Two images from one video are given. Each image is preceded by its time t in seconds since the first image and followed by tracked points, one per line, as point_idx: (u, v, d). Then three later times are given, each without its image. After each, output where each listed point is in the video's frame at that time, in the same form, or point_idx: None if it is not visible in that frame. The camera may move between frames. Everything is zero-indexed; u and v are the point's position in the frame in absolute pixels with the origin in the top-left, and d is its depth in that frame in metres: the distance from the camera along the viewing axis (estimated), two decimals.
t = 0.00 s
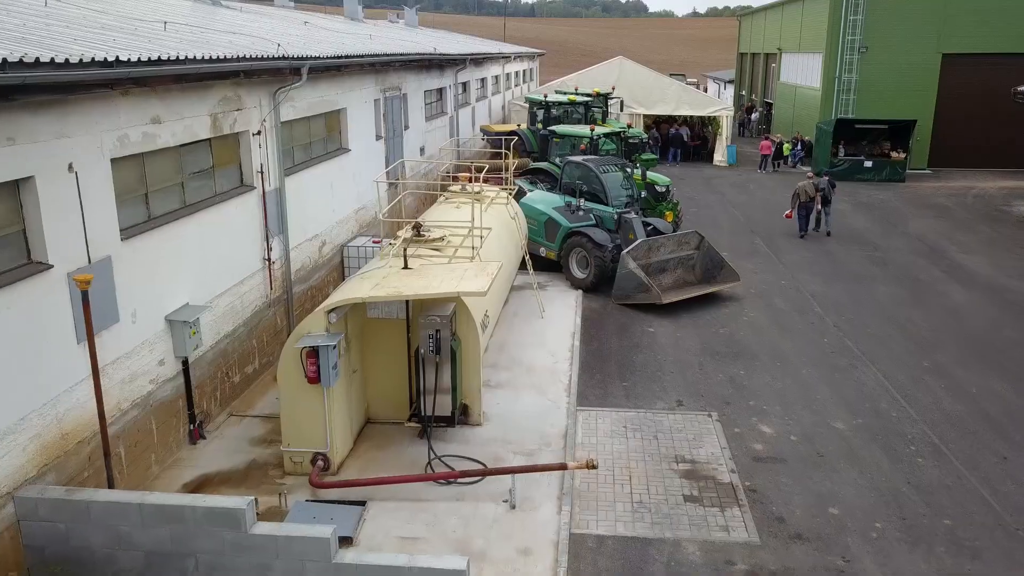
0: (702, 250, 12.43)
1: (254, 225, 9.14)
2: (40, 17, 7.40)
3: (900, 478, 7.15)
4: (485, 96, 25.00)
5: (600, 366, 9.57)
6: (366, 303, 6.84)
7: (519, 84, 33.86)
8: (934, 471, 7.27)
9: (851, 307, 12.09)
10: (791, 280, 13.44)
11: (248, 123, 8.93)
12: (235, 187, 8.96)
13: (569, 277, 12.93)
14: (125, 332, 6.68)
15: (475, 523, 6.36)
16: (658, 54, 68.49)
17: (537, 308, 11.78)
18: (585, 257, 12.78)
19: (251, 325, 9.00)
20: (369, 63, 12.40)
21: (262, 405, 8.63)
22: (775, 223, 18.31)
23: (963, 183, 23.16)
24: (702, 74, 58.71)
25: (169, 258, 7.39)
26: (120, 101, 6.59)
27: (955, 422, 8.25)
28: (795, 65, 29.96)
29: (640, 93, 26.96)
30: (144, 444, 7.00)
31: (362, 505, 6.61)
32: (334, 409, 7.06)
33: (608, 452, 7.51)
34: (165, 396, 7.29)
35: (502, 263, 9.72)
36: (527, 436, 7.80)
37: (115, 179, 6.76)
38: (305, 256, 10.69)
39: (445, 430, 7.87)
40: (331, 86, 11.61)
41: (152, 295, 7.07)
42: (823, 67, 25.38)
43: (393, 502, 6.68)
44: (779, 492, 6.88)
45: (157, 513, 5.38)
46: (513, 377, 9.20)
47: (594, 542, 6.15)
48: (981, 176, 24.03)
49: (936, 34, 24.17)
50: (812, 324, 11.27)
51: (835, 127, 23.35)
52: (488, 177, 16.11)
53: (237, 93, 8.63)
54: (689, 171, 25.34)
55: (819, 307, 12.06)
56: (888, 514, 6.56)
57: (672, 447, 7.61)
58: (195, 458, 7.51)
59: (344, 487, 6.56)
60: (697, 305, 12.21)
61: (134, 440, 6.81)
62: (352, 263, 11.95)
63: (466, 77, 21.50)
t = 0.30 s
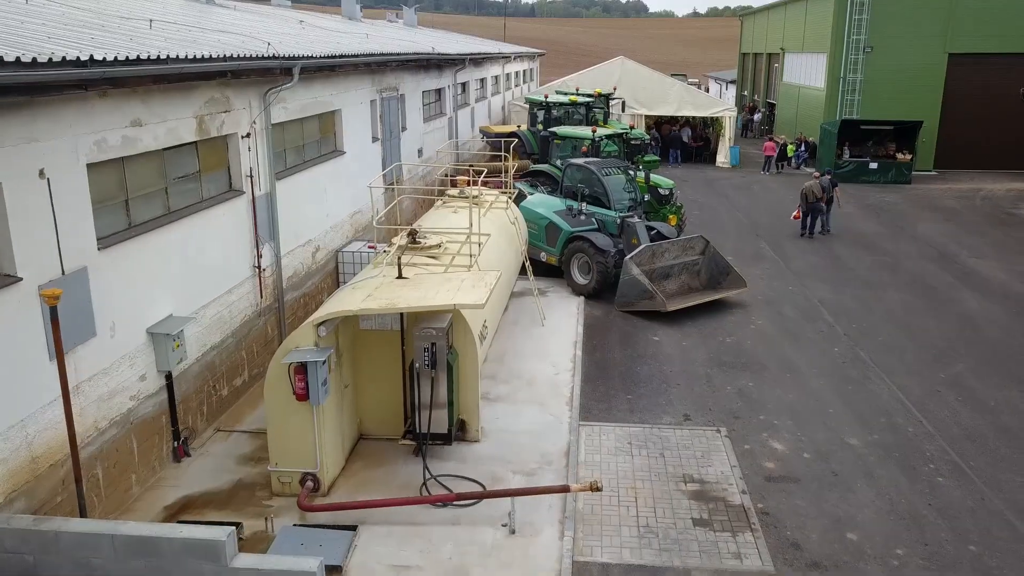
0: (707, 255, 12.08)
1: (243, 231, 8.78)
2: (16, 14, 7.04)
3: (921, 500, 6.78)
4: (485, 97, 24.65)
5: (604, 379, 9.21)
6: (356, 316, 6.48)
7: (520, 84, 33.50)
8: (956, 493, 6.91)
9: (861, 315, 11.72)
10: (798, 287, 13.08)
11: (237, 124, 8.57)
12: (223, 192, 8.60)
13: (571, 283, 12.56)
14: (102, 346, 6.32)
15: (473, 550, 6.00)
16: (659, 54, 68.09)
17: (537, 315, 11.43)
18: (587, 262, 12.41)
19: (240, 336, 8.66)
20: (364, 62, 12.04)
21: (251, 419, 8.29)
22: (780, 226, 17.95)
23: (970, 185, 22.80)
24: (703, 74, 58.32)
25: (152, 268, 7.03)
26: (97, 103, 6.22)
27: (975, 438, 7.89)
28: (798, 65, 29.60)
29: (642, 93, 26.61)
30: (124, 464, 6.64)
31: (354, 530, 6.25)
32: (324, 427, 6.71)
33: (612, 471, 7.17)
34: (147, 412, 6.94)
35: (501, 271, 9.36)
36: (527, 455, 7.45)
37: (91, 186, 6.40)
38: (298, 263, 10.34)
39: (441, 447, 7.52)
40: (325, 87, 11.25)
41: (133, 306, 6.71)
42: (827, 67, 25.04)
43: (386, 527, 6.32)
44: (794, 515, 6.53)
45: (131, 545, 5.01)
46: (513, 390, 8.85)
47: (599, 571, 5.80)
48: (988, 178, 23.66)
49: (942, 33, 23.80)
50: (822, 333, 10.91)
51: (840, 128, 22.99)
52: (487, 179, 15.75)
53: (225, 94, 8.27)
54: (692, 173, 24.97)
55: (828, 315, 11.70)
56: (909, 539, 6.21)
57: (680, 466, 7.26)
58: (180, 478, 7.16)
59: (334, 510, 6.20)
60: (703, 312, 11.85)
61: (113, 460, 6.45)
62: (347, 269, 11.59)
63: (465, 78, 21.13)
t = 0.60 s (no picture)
0: (713, 260, 11.75)
1: (232, 238, 8.43)
2: None
3: (943, 523, 6.43)
4: (485, 98, 24.29)
5: (607, 391, 8.85)
6: (347, 330, 6.12)
7: (520, 85, 33.14)
8: (980, 515, 6.55)
9: (872, 322, 11.36)
10: (806, 292, 12.71)
11: (225, 126, 8.22)
12: (210, 197, 8.24)
13: (572, 288, 12.19)
14: (78, 362, 5.96)
15: None
16: (660, 54, 67.68)
17: (538, 323, 11.06)
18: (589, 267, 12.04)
19: (227, 347, 8.32)
20: (359, 62, 11.69)
21: (239, 435, 7.94)
22: (786, 228, 17.58)
23: (978, 187, 22.42)
24: (705, 75, 57.95)
25: (133, 278, 6.68)
26: (71, 104, 5.86)
27: (998, 455, 7.52)
28: (801, 65, 29.23)
29: (644, 94, 26.26)
30: (102, 486, 6.28)
31: (344, 557, 5.90)
32: (314, 446, 6.35)
33: (618, 492, 6.81)
34: (127, 430, 6.58)
35: (500, 279, 9.00)
36: (528, 473, 7.10)
37: (65, 192, 6.05)
38: (290, 269, 9.99)
39: (438, 466, 7.15)
40: (318, 88, 10.90)
41: (111, 319, 6.35)
42: (831, 67, 24.69)
43: (378, 553, 5.95)
44: (810, 541, 6.17)
45: None
46: (512, 403, 8.50)
47: None
48: (995, 180, 23.28)
49: (948, 33, 23.43)
50: (832, 341, 10.55)
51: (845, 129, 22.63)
52: (486, 182, 15.40)
53: (212, 95, 7.93)
54: (695, 175, 24.60)
55: (838, 322, 11.34)
56: (933, 568, 5.85)
57: (689, 486, 6.90)
58: (162, 499, 6.80)
59: (323, 536, 5.84)
60: (709, 319, 11.48)
61: (89, 483, 6.09)
62: (341, 275, 11.23)
63: (464, 78, 20.79)
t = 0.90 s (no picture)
0: (719, 265, 11.40)
1: (219, 244, 8.07)
2: None
3: (968, 548, 6.07)
4: (484, 99, 23.92)
5: (611, 404, 8.50)
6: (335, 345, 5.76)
7: (520, 85, 32.80)
8: (1006, 539, 6.18)
9: (884, 329, 10.99)
10: (814, 298, 12.35)
11: (211, 128, 7.86)
12: (196, 202, 7.88)
13: (574, 295, 11.83)
14: (49, 380, 5.60)
15: None
16: (661, 54, 67.29)
17: (538, 331, 10.70)
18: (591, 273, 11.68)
19: (213, 359, 7.96)
20: (354, 61, 11.33)
21: (225, 451, 7.59)
22: (791, 231, 17.21)
23: (985, 188, 22.04)
24: (706, 75, 57.61)
25: (111, 289, 6.33)
26: (41, 106, 5.50)
27: (1021, 473, 7.16)
28: (805, 65, 28.85)
29: (646, 95, 25.96)
30: (77, 510, 5.92)
31: None
32: (301, 468, 5.99)
33: (623, 514, 6.46)
34: (103, 450, 6.22)
35: (499, 287, 8.64)
36: (528, 494, 6.74)
37: (36, 198, 5.70)
38: (281, 276, 9.62)
39: (434, 487, 6.80)
40: (311, 88, 10.54)
41: (86, 333, 5.99)
42: (836, 66, 24.31)
43: None
44: (827, 568, 5.81)
45: None
46: (512, 418, 8.14)
47: None
48: (1003, 181, 22.90)
49: (955, 32, 23.04)
50: (844, 350, 10.18)
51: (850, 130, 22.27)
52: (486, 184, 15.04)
53: (197, 96, 7.57)
54: (698, 176, 24.24)
55: (849, 330, 10.96)
56: None
57: (698, 508, 6.54)
58: (141, 521, 6.45)
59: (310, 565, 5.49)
60: (715, 327, 11.12)
61: (62, 507, 5.72)
62: (335, 281, 10.88)
63: (463, 78, 20.44)
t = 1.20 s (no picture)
0: (724, 271, 11.07)
1: (205, 250, 7.72)
2: None
3: None
4: (484, 99, 23.56)
5: (614, 418, 8.14)
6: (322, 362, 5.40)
7: (520, 85, 32.43)
8: None
9: (896, 337, 10.63)
10: (823, 304, 11.99)
11: (196, 129, 7.52)
12: (180, 207, 7.53)
13: (576, 301, 11.48)
14: (17, 400, 5.24)
15: None
16: (661, 54, 66.95)
17: (539, 339, 10.34)
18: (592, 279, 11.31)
19: (198, 372, 7.61)
20: (349, 59, 10.98)
21: (209, 469, 7.23)
22: (797, 234, 16.85)
23: (993, 190, 21.68)
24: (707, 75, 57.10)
25: (86, 301, 5.97)
26: (7, 106, 5.14)
27: None
28: (808, 64, 28.49)
29: (648, 95, 25.61)
30: (47, 537, 5.55)
31: None
32: (286, 492, 5.63)
33: (628, 539, 6.10)
34: (78, 471, 5.86)
35: (496, 295, 8.29)
36: (528, 516, 6.39)
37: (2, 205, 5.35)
38: (272, 282, 9.28)
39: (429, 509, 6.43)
40: (303, 87, 10.19)
41: (57, 348, 5.64)
42: (840, 66, 23.96)
43: None
44: None
45: None
46: (511, 433, 7.79)
47: None
48: (1011, 182, 22.53)
49: (962, 31, 22.68)
50: (855, 359, 9.83)
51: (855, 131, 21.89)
52: (484, 186, 14.68)
53: (180, 95, 7.21)
54: (700, 177, 23.88)
55: (860, 337, 10.61)
56: None
57: (708, 531, 6.18)
58: (119, 546, 6.09)
59: None
60: (721, 335, 10.77)
61: (30, 535, 5.37)
62: (328, 287, 10.54)
63: (462, 78, 20.09)
